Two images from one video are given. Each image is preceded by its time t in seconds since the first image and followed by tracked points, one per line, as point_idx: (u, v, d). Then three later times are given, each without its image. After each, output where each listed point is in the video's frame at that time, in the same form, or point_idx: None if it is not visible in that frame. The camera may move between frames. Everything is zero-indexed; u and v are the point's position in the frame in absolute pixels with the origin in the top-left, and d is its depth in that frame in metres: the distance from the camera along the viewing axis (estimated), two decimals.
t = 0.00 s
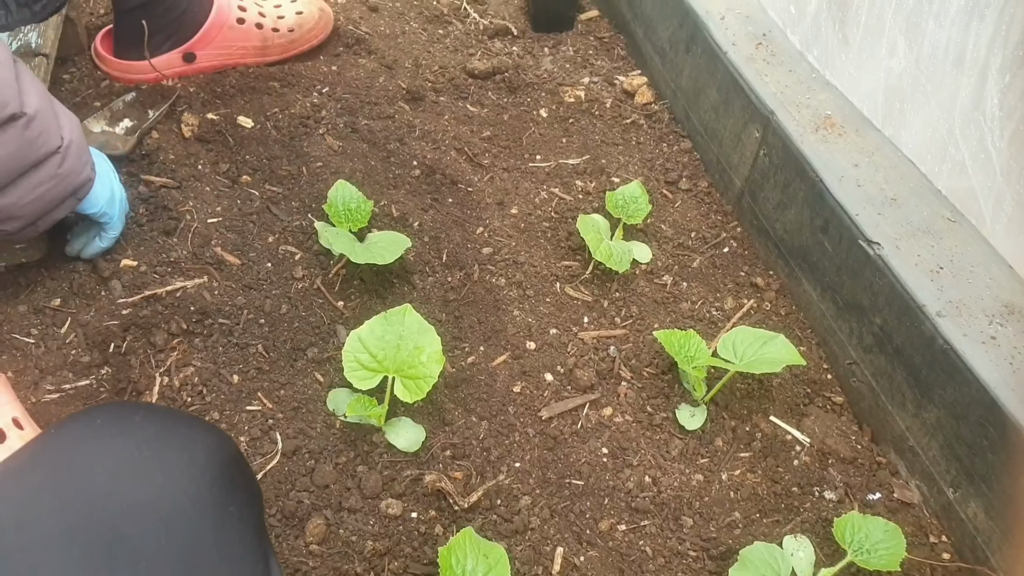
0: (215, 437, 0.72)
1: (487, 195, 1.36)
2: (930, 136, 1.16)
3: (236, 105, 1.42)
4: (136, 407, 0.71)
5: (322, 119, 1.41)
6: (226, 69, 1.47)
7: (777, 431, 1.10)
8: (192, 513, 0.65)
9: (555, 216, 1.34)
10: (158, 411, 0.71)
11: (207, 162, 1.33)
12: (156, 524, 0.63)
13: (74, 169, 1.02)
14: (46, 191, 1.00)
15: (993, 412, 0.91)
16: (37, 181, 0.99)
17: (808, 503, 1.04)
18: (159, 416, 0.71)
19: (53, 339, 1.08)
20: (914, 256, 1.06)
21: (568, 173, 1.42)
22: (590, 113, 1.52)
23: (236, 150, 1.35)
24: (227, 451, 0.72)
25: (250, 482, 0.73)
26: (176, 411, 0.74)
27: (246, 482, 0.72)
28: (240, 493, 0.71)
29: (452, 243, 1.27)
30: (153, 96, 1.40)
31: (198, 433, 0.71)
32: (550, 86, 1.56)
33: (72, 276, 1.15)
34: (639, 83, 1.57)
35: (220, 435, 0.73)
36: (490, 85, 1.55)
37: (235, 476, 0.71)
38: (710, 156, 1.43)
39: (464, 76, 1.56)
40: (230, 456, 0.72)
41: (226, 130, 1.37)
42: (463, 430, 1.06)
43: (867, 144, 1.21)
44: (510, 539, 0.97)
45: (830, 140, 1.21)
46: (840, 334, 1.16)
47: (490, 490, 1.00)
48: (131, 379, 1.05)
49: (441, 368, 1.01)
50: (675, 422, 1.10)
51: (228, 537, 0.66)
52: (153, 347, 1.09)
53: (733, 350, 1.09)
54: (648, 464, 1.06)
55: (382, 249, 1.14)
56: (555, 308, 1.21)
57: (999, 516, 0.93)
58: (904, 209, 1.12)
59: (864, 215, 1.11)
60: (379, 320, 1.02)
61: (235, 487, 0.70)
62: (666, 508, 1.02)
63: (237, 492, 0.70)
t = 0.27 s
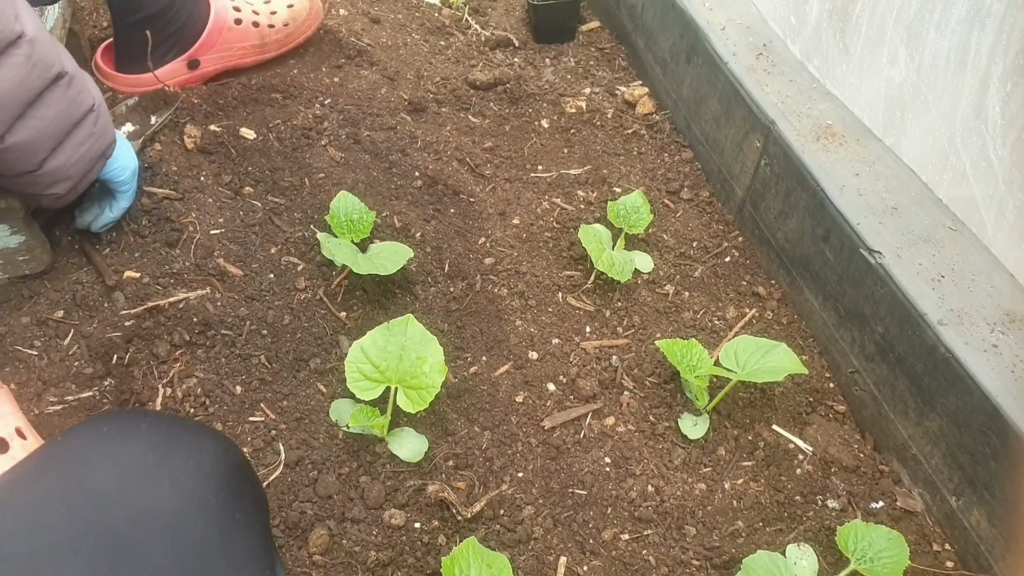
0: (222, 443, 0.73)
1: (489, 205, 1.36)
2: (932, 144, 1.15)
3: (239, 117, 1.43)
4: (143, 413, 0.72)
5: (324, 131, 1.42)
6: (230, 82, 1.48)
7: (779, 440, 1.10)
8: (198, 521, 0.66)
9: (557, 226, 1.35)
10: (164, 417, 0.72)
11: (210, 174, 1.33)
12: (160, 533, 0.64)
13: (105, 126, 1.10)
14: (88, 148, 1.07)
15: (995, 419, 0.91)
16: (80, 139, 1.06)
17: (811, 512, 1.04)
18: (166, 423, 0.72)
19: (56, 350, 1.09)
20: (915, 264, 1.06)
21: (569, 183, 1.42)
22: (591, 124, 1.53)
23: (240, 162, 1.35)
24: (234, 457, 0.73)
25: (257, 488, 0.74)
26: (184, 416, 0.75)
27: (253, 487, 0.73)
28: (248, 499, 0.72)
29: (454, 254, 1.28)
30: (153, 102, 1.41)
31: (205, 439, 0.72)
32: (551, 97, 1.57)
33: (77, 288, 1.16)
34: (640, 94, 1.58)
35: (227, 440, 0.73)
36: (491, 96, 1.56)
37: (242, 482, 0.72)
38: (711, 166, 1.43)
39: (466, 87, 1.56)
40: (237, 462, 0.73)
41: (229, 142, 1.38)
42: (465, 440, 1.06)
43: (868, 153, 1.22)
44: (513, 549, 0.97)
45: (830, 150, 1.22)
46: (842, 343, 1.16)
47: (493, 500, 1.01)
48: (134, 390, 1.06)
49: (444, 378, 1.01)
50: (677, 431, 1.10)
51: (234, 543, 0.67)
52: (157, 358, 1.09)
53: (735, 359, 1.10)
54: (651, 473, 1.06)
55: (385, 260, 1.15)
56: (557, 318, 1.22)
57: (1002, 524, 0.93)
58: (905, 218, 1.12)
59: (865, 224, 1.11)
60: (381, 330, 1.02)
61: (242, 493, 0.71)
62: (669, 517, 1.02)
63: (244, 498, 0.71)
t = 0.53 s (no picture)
0: (228, 449, 0.74)
1: (491, 210, 1.36)
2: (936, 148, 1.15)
3: (243, 122, 1.43)
4: (149, 419, 0.74)
5: (327, 136, 1.42)
6: (233, 87, 1.48)
7: (784, 444, 1.10)
8: (206, 523, 0.67)
9: (560, 230, 1.35)
10: (171, 423, 0.73)
11: (213, 179, 1.33)
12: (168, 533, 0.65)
13: (167, 92, 1.17)
14: (156, 114, 1.14)
15: (1002, 423, 0.91)
16: (149, 105, 1.13)
17: (816, 516, 1.03)
18: (173, 428, 0.73)
19: (60, 355, 1.09)
20: (921, 268, 1.06)
21: (572, 188, 1.42)
22: (594, 128, 1.53)
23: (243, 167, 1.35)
24: (240, 463, 0.74)
25: (263, 495, 0.75)
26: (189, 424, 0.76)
27: (260, 494, 0.74)
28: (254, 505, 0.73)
29: (457, 258, 1.28)
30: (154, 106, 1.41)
31: (212, 445, 0.73)
32: (554, 101, 1.57)
33: (80, 293, 1.16)
34: (642, 99, 1.58)
35: (233, 446, 0.75)
36: (494, 100, 1.57)
37: (248, 488, 0.73)
38: (714, 170, 1.43)
39: (468, 92, 1.57)
40: (243, 468, 0.74)
41: (232, 147, 1.38)
42: (469, 445, 1.06)
43: (871, 157, 1.22)
44: (518, 553, 0.97)
45: (834, 153, 1.22)
46: (846, 347, 1.16)
47: (497, 504, 1.00)
48: (138, 395, 1.06)
49: (448, 382, 1.01)
50: (682, 435, 1.10)
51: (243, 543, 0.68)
52: (161, 363, 1.09)
53: (739, 363, 1.09)
54: (655, 478, 1.05)
55: (388, 265, 1.15)
56: (561, 322, 1.22)
57: (1009, 528, 0.93)
58: (909, 222, 1.12)
59: (870, 227, 1.11)
60: (385, 334, 1.02)
61: (249, 499, 0.72)
62: (674, 522, 1.01)
63: (251, 503, 0.72)
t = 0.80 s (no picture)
0: (239, 446, 0.74)
1: (499, 211, 1.36)
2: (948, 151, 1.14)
3: (251, 122, 1.43)
4: (159, 415, 0.74)
5: (335, 137, 1.42)
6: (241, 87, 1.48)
7: (793, 448, 1.10)
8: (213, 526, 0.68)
9: (567, 232, 1.35)
10: (180, 420, 0.74)
11: (221, 178, 1.33)
12: (174, 538, 0.66)
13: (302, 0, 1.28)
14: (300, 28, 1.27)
15: (1014, 428, 0.90)
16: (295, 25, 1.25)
17: (825, 521, 1.03)
18: (182, 425, 0.73)
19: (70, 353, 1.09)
20: (932, 272, 1.05)
21: (580, 189, 1.42)
22: (603, 130, 1.53)
23: (251, 166, 1.35)
24: (251, 461, 0.74)
25: (275, 493, 0.75)
26: (200, 418, 0.76)
27: (271, 492, 0.74)
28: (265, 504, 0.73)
29: (465, 259, 1.27)
30: (163, 106, 1.42)
31: (221, 442, 0.73)
32: (562, 103, 1.57)
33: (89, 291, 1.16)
34: (651, 100, 1.57)
35: (244, 443, 0.75)
36: (502, 101, 1.56)
37: (259, 487, 0.73)
38: (723, 173, 1.43)
39: (476, 93, 1.57)
40: (254, 466, 0.74)
41: (240, 147, 1.38)
42: (477, 446, 1.06)
43: (882, 159, 1.21)
44: (525, 555, 0.97)
45: (844, 156, 1.21)
46: (856, 350, 1.16)
47: (505, 506, 1.00)
48: (147, 394, 1.06)
49: (456, 383, 1.01)
50: (690, 438, 1.10)
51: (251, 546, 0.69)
52: (169, 363, 1.09)
53: (748, 366, 1.09)
54: (663, 481, 1.05)
55: (397, 265, 1.15)
56: (569, 324, 1.21)
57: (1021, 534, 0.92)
58: (921, 225, 1.12)
59: (880, 231, 1.11)
60: (393, 335, 1.02)
61: (259, 499, 0.72)
62: (682, 525, 1.01)
63: (261, 503, 0.72)
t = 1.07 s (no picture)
0: (236, 444, 0.77)
1: (501, 211, 1.36)
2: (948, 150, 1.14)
3: (253, 124, 1.43)
4: (159, 415, 0.78)
5: (337, 138, 1.43)
6: (243, 89, 1.49)
7: (794, 446, 1.10)
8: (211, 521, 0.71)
9: (569, 231, 1.35)
10: (179, 420, 0.77)
11: (224, 179, 1.34)
12: (173, 535, 0.69)
13: None
14: None
15: (1015, 425, 0.90)
16: None
17: (826, 519, 1.03)
18: (181, 425, 0.77)
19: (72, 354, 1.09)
20: (933, 269, 1.05)
21: (581, 189, 1.42)
22: (604, 130, 1.53)
23: (254, 167, 1.36)
24: (248, 459, 0.77)
25: (274, 489, 0.78)
26: (199, 418, 0.80)
27: (269, 489, 0.77)
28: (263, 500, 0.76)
29: (467, 260, 1.28)
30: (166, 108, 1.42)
31: (219, 441, 0.77)
32: (563, 103, 1.57)
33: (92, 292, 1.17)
34: (652, 100, 1.58)
35: (241, 442, 0.78)
36: (504, 102, 1.57)
37: (257, 484, 0.77)
38: (724, 172, 1.43)
39: (478, 94, 1.57)
40: (251, 464, 0.77)
41: (243, 149, 1.38)
42: (478, 445, 1.06)
43: (883, 157, 1.21)
44: (526, 554, 0.97)
45: (845, 154, 1.21)
46: (857, 349, 1.15)
47: (506, 505, 1.00)
48: (149, 395, 1.06)
49: (457, 382, 1.01)
50: (691, 437, 1.10)
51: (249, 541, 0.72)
52: (172, 363, 1.10)
53: (749, 364, 1.09)
54: (664, 479, 1.05)
55: (398, 265, 1.15)
56: (570, 323, 1.22)
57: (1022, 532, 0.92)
58: (921, 223, 1.11)
59: (881, 228, 1.11)
60: (394, 334, 1.03)
61: (257, 496, 0.75)
62: (683, 524, 1.01)
63: (259, 500, 0.75)
